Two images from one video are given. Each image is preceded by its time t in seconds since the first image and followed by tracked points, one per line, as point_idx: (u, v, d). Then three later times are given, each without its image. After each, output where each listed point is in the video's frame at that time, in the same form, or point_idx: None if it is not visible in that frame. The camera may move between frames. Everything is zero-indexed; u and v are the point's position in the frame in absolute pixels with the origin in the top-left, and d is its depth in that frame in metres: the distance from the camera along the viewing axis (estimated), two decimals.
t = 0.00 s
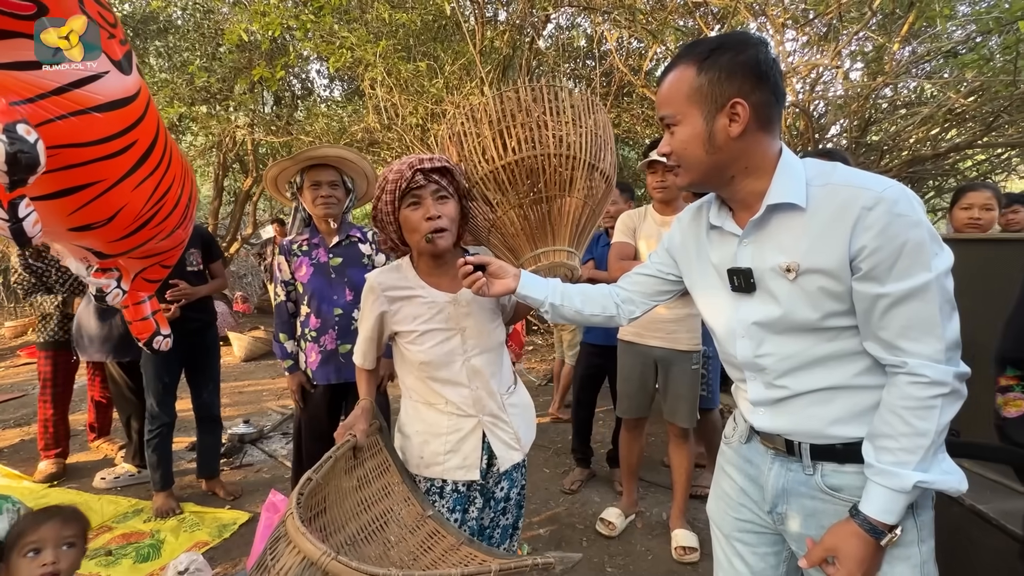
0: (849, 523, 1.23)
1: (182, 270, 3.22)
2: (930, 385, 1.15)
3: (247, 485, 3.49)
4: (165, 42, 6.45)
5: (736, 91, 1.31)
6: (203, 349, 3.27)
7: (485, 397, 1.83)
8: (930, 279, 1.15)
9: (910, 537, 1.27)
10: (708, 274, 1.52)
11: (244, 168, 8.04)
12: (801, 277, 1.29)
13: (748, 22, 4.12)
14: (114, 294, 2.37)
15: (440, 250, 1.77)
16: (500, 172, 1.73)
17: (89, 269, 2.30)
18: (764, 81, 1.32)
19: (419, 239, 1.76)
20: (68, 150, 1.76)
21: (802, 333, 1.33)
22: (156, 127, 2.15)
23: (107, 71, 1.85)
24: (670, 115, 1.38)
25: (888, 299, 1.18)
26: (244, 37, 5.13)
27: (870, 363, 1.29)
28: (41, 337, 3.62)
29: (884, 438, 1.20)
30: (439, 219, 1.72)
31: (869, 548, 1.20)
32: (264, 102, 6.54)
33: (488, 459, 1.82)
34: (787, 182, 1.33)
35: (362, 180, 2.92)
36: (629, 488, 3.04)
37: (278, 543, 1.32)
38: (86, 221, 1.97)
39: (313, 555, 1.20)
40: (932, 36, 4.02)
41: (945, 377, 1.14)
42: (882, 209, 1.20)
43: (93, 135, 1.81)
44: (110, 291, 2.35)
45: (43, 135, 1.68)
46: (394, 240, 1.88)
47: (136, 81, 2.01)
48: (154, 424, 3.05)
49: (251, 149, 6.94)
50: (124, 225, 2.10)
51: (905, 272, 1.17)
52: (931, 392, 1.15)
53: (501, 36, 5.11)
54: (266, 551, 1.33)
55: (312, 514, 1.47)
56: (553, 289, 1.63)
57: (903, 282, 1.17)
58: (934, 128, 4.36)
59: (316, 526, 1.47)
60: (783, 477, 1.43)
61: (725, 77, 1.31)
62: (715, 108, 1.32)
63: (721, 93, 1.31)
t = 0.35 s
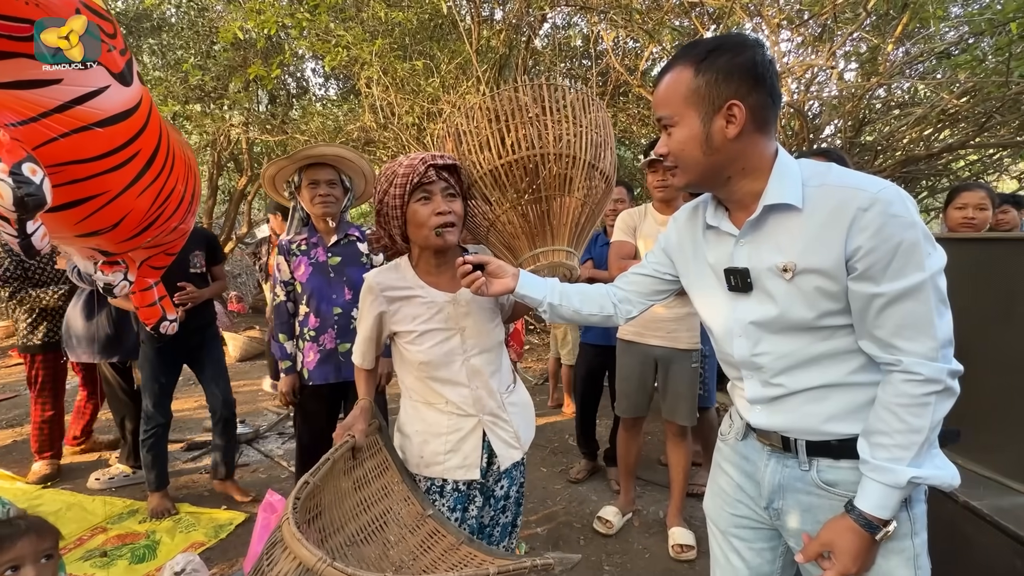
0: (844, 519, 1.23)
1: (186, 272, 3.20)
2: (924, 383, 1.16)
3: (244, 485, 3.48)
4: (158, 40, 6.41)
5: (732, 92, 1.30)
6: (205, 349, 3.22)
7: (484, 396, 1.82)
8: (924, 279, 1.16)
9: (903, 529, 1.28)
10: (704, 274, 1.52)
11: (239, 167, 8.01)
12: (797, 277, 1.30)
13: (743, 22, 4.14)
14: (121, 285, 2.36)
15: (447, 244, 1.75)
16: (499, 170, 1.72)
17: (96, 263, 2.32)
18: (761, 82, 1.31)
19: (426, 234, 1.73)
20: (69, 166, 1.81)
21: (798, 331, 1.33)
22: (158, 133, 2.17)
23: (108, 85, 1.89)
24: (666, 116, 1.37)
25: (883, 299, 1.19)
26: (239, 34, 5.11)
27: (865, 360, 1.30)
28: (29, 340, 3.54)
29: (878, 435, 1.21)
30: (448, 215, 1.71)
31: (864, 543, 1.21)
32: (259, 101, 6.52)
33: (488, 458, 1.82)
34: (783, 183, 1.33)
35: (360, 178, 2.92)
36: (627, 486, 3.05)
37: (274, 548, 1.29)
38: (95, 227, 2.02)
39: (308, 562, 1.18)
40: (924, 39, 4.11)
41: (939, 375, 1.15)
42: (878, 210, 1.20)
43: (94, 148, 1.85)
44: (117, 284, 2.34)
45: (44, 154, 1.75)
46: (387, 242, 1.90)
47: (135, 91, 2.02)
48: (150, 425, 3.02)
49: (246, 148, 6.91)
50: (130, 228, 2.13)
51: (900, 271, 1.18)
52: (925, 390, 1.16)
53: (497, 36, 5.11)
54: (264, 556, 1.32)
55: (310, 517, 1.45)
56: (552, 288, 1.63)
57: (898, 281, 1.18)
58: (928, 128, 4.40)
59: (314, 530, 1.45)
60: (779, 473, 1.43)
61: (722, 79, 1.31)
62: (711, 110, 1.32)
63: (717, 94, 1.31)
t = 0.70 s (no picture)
0: (837, 510, 1.22)
1: (220, 277, 3.17)
2: (918, 374, 1.15)
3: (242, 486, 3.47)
4: (154, 39, 6.38)
5: (786, 65, 1.29)
6: (230, 356, 3.19)
7: (488, 395, 1.83)
8: (926, 271, 1.16)
9: (893, 526, 1.28)
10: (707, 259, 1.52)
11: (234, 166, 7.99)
12: (800, 261, 1.29)
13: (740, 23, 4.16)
14: (131, 287, 2.44)
15: (451, 246, 1.75)
16: (498, 169, 1.73)
17: (107, 264, 2.39)
18: (807, 70, 1.33)
19: (431, 237, 1.72)
20: (84, 163, 1.86)
21: (797, 318, 1.32)
22: (167, 132, 2.22)
23: (120, 83, 1.93)
24: (714, 70, 1.33)
25: (884, 288, 1.18)
26: (236, 33, 5.09)
27: (859, 353, 1.30)
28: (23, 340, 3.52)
29: (870, 426, 1.20)
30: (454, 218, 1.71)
31: (855, 535, 1.20)
32: (255, 100, 6.50)
33: (493, 457, 1.83)
34: (796, 167, 1.33)
35: (361, 179, 2.92)
36: (625, 485, 3.06)
37: (276, 551, 1.28)
38: (107, 226, 2.07)
39: (309, 563, 1.17)
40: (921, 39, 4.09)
41: (933, 367, 1.15)
42: (887, 199, 1.20)
43: (106, 147, 1.91)
44: (127, 285, 2.42)
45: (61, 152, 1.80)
46: (385, 243, 1.88)
47: (144, 89, 2.06)
48: (163, 427, 3.01)
49: (242, 147, 6.89)
50: (142, 227, 2.18)
51: (903, 262, 1.17)
52: (918, 381, 1.15)
53: (495, 36, 5.10)
54: (265, 557, 1.30)
55: (313, 519, 1.45)
56: (560, 285, 1.63)
57: (901, 271, 1.17)
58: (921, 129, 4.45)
59: (316, 532, 1.44)
60: (770, 472, 1.44)
61: (780, 51, 1.29)
62: (763, 77, 1.30)
63: (773, 63, 1.29)
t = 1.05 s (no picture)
0: (808, 498, 1.18)
1: (253, 273, 3.12)
2: (923, 373, 1.14)
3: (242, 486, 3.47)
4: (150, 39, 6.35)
5: (835, 71, 1.30)
6: (252, 355, 3.14)
7: (488, 394, 1.83)
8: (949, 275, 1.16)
9: (871, 531, 1.27)
10: (724, 250, 1.50)
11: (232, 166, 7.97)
12: (827, 254, 1.29)
13: (738, 24, 4.16)
14: (131, 293, 2.42)
15: (452, 250, 1.77)
16: (499, 171, 1.72)
17: (109, 266, 2.34)
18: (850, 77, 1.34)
19: (433, 240, 1.74)
20: (101, 147, 1.89)
21: (811, 310, 1.31)
22: (178, 129, 2.27)
23: (134, 71, 1.98)
24: (770, 69, 1.31)
25: (905, 286, 1.18)
26: (234, 33, 5.06)
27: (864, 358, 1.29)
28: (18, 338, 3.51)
29: (862, 418, 1.18)
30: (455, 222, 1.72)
31: (821, 524, 1.16)
32: (252, 100, 6.49)
33: (493, 455, 1.83)
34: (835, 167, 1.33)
35: (360, 179, 2.92)
36: (625, 484, 3.07)
37: (281, 545, 1.29)
38: (111, 218, 2.08)
39: (316, 558, 1.18)
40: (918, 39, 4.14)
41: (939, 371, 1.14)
42: (920, 205, 1.21)
43: (119, 131, 1.94)
44: (127, 291, 2.40)
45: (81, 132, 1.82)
46: (387, 242, 1.86)
47: (157, 80, 2.12)
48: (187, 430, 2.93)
49: (240, 147, 6.88)
50: (144, 224, 2.19)
51: (928, 264, 1.18)
52: (923, 379, 1.14)
53: (493, 35, 5.08)
54: (270, 553, 1.30)
55: (316, 514, 1.46)
56: (576, 281, 1.63)
57: (925, 273, 1.17)
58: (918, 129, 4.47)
59: (318, 528, 1.45)
60: (753, 471, 1.40)
61: (829, 57, 1.30)
62: (814, 80, 1.30)
63: (825, 67, 1.30)
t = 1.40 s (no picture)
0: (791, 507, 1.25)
1: (254, 273, 3.09)
2: (895, 389, 1.15)
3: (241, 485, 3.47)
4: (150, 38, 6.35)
5: (768, 87, 1.34)
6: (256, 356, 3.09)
7: (485, 393, 1.83)
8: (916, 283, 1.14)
9: (920, 541, 1.28)
10: (725, 271, 1.55)
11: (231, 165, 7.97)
12: (799, 275, 1.31)
13: (737, 23, 4.16)
14: (125, 298, 2.36)
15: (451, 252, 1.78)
16: (498, 173, 1.73)
17: (105, 267, 2.29)
18: (794, 82, 1.35)
19: (432, 242, 1.74)
20: (109, 137, 1.91)
21: (801, 331, 1.34)
22: (188, 132, 2.29)
23: (149, 68, 2.04)
24: (699, 109, 1.40)
25: (872, 300, 1.19)
26: (233, 32, 5.05)
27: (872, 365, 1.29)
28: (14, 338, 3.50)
29: (841, 434, 1.21)
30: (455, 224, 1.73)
31: (800, 532, 1.23)
32: (252, 99, 6.48)
33: (489, 454, 1.83)
34: (797, 179, 1.34)
35: (357, 178, 2.92)
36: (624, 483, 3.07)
37: (281, 539, 1.30)
38: (114, 212, 2.05)
39: (314, 552, 1.18)
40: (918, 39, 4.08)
41: (912, 383, 1.14)
42: (877, 212, 1.20)
43: (127, 124, 1.96)
44: (122, 295, 2.34)
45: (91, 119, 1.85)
46: (387, 241, 1.87)
47: (172, 81, 2.17)
48: (202, 435, 2.82)
49: (239, 146, 6.88)
50: (145, 222, 2.17)
51: (893, 273, 1.17)
52: (897, 396, 1.15)
53: (493, 35, 5.01)
54: (270, 547, 1.31)
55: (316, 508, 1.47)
56: (580, 290, 1.70)
57: (890, 282, 1.17)
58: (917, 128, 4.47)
59: (316, 524, 1.46)
60: (800, 476, 1.45)
61: (758, 75, 1.34)
62: (746, 103, 1.35)
63: (752, 89, 1.34)
